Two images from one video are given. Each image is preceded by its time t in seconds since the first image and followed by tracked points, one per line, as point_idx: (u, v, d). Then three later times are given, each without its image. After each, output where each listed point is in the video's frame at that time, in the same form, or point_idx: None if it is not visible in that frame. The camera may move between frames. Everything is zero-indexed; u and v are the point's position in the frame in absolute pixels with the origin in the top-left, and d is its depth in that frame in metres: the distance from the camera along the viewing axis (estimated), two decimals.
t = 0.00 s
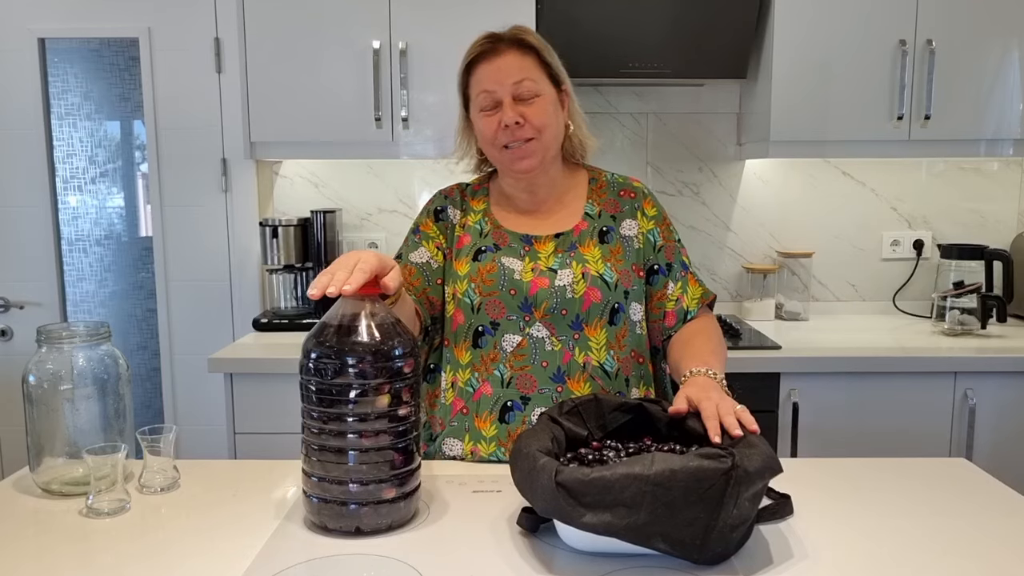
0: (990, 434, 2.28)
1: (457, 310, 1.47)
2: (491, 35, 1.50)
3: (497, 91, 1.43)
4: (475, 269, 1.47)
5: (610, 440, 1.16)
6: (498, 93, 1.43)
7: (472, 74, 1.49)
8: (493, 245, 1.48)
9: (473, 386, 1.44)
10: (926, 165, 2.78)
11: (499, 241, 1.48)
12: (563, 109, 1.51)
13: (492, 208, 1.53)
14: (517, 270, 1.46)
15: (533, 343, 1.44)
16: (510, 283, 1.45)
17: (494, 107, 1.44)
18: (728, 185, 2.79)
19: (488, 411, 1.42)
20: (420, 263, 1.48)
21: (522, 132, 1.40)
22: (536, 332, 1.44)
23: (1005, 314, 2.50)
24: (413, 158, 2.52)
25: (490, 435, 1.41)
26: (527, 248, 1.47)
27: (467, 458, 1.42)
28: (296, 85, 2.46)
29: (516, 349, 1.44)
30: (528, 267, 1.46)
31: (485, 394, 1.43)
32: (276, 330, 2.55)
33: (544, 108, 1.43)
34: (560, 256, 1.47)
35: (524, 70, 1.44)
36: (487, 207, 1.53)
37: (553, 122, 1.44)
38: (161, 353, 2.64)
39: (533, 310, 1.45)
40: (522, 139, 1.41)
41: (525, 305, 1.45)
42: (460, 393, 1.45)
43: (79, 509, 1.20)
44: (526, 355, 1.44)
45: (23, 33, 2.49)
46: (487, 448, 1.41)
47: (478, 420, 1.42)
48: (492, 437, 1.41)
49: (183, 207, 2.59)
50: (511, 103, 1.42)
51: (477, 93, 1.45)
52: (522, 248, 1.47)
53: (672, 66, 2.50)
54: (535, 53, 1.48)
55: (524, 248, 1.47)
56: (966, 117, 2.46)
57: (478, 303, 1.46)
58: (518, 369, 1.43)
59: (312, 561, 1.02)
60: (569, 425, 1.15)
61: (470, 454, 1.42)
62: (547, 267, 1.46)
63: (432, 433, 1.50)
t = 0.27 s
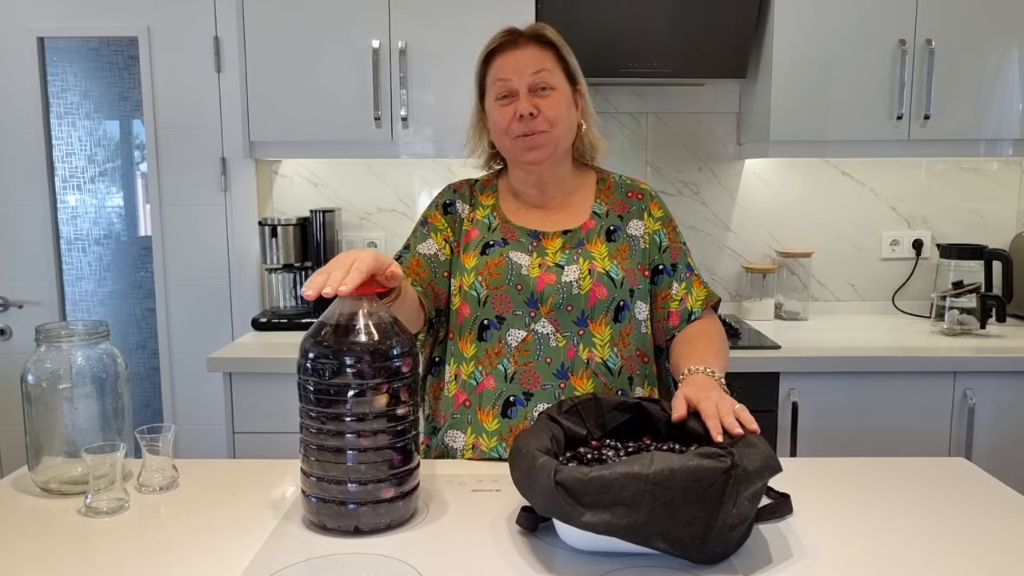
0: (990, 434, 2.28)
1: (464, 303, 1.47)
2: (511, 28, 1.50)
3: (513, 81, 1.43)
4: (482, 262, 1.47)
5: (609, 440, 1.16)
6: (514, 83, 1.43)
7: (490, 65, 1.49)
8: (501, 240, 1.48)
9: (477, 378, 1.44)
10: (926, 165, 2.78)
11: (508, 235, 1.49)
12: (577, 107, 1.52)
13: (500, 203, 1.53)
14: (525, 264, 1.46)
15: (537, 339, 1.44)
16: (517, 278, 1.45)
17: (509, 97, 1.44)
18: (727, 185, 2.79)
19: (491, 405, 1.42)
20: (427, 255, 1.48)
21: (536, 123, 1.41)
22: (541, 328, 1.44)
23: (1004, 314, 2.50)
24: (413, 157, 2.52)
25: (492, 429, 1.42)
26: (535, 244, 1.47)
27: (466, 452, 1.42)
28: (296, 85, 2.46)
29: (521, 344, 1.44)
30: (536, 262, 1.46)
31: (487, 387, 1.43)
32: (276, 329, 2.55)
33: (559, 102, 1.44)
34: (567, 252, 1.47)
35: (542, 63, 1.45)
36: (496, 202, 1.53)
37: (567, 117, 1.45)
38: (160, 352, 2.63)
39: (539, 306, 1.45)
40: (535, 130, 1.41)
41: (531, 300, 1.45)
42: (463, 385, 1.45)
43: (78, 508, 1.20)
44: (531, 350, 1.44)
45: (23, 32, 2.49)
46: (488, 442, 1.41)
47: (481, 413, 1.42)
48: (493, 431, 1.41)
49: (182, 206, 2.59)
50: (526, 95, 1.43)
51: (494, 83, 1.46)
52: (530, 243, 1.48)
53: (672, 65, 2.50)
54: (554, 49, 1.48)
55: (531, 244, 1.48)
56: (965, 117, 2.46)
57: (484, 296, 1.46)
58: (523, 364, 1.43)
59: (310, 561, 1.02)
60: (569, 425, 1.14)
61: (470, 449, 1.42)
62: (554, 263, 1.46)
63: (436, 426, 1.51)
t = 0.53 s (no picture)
0: (989, 435, 2.28)
1: (471, 298, 1.47)
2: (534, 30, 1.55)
3: (533, 69, 1.47)
4: (491, 257, 1.47)
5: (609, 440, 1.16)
6: (534, 71, 1.46)
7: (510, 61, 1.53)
8: (510, 236, 1.48)
9: (483, 371, 1.44)
10: (925, 165, 2.79)
11: (516, 232, 1.48)
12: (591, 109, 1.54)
13: (509, 200, 1.53)
14: (533, 260, 1.46)
15: (544, 333, 1.44)
16: (525, 272, 1.46)
17: (527, 85, 1.47)
18: (727, 185, 2.79)
19: (496, 398, 1.42)
20: (437, 250, 1.48)
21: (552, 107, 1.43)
22: (548, 322, 1.44)
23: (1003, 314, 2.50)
24: (412, 158, 2.51)
25: (497, 422, 1.41)
26: (543, 240, 1.48)
27: (471, 447, 1.42)
28: (295, 85, 2.46)
29: (528, 339, 1.44)
30: (544, 259, 1.46)
31: (494, 380, 1.42)
32: (276, 329, 2.55)
33: (574, 94, 1.46)
34: (575, 249, 1.47)
35: (561, 58, 1.49)
36: (505, 199, 1.53)
37: (581, 110, 1.47)
38: (159, 352, 2.63)
39: (546, 301, 1.45)
40: (550, 113, 1.43)
41: (537, 295, 1.45)
42: (469, 378, 1.45)
43: (77, 507, 1.20)
44: (537, 345, 1.44)
45: (22, 32, 2.49)
46: (492, 435, 1.41)
47: (487, 406, 1.42)
48: (498, 424, 1.41)
49: (182, 206, 2.59)
50: (545, 83, 1.45)
51: (513, 72, 1.49)
52: (539, 239, 1.48)
53: (671, 66, 2.50)
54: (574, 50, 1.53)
55: (540, 240, 1.48)
56: (965, 118, 2.46)
57: (492, 291, 1.46)
58: (529, 359, 1.43)
59: (309, 560, 1.02)
60: (568, 425, 1.14)
61: (475, 443, 1.42)
62: (562, 259, 1.46)
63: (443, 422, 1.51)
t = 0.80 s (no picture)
0: (988, 436, 2.28)
1: (477, 302, 1.47)
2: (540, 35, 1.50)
3: (541, 90, 1.44)
4: (496, 261, 1.47)
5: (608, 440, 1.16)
6: (542, 92, 1.44)
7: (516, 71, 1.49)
8: (515, 240, 1.48)
9: (489, 374, 1.45)
10: (924, 166, 2.79)
11: (521, 236, 1.49)
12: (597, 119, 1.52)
13: (514, 204, 1.53)
14: (538, 264, 1.46)
15: (549, 335, 1.45)
16: (530, 277, 1.46)
17: (535, 105, 1.44)
18: (727, 186, 2.79)
19: (503, 400, 1.43)
20: (443, 251, 1.47)
21: (560, 135, 1.42)
22: (553, 325, 1.45)
23: (1002, 315, 2.50)
24: (412, 158, 2.52)
25: (505, 424, 1.43)
26: (547, 245, 1.48)
27: (480, 449, 1.43)
28: (297, 84, 2.46)
29: (533, 341, 1.45)
30: (549, 263, 1.47)
31: (500, 383, 1.43)
32: (275, 329, 2.55)
33: (583, 115, 1.45)
34: (579, 253, 1.47)
35: (570, 75, 1.45)
36: (510, 203, 1.53)
37: (590, 130, 1.45)
38: (158, 352, 2.63)
39: (551, 304, 1.45)
40: (559, 141, 1.42)
41: (543, 298, 1.45)
42: (475, 381, 1.46)
43: (76, 507, 1.20)
44: (543, 347, 1.45)
45: (21, 32, 2.49)
46: (501, 438, 1.42)
47: (494, 408, 1.43)
48: (506, 426, 1.42)
49: (181, 206, 2.59)
50: (553, 105, 1.43)
51: (520, 89, 1.46)
52: (544, 244, 1.48)
53: (670, 66, 2.50)
54: (582, 60, 1.49)
55: (544, 245, 1.48)
56: (964, 119, 2.46)
57: (497, 295, 1.46)
58: (534, 360, 1.44)
59: (309, 561, 1.02)
60: (567, 425, 1.14)
61: (484, 445, 1.43)
62: (566, 264, 1.46)
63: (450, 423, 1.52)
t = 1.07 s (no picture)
0: (986, 436, 2.28)
1: (477, 305, 1.47)
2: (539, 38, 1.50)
3: (540, 95, 1.44)
4: (496, 265, 1.47)
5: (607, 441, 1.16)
6: (541, 97, 1.44)
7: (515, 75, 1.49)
8: (514, 243, 1.48)
9: (490, 378, 1.45)
10: (923, 167, 2.79)
11: (521, 239, 1.49)
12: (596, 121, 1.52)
13: (514, 205, 1.53)
14: (538, 267, 1.46)
15: (549, 339, 1.45)
16: (530, 280, 1.46)
17: (534, 109, 1.45)
18: (727, 187, 2.80)
19: (504, 404, 1.43)
20: (443, 254, 1.47)
21: (560, 140, 1.42)
22: (553, 328, 1.45)
23: (1000, 316, 2.51)
24: (411, 158, 2.52)
25: (506, 428, 1.42)
26: (547, 248, 1.48)
27: (483, 452, 1.44)
28: (296, 84, 2.46)
29: (533, 344, 1.45)
30: (548, 266, 1.46)
31: (501, 387, 1.43)
32: (274, 329, 2.55)
33: (583, 119, 1.45)
34: (579, 257, 1.47)
35: (569, 79, 1.45)
36: (510, 205, 1.53)
37: (589, 134, 1.46)
38: (156, 352, 2.63)
39: (551, 307, 1.45)
40: (558, 145, 1.42)
41: (543, 302, 1.45)
42: (476, 385, 1.45)
43: (74, 508, 1.20)
44: (543, 350, 1.45)
45: (20, 32, 2.49)
46: (502, 441, 1.43)
47: (495, 412, 1.43)
48: (507, 430, 1.42)
49: (180, 206, 2.59)
50: (553, 110, 1.43)
51: (519, 94, 1.46)
52: (543, 247, 1.48)
53: (669, 67, 2.51)
54: (581, 64, 1.49)
55: (544, 248, 1.48)
56: (962, 120, 2.46)
57: (497, 298, 1.46)
58: (535, 363, 1.44)
59: (307, 561, 1.02)
60: (566, 426, 1.14)
61: (487, 448, 1.43)
62: (566, 267, 1.46)
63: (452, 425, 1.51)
